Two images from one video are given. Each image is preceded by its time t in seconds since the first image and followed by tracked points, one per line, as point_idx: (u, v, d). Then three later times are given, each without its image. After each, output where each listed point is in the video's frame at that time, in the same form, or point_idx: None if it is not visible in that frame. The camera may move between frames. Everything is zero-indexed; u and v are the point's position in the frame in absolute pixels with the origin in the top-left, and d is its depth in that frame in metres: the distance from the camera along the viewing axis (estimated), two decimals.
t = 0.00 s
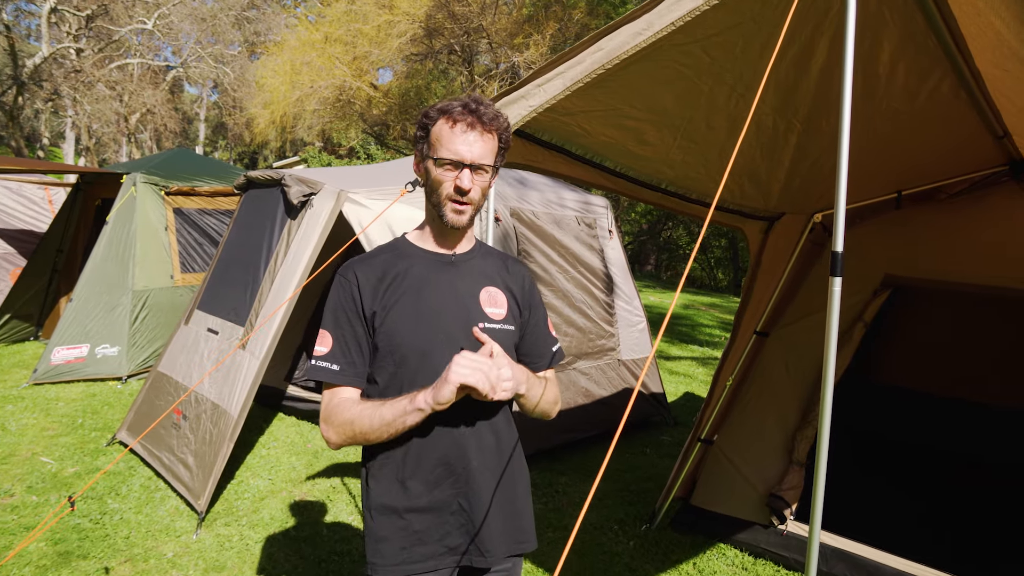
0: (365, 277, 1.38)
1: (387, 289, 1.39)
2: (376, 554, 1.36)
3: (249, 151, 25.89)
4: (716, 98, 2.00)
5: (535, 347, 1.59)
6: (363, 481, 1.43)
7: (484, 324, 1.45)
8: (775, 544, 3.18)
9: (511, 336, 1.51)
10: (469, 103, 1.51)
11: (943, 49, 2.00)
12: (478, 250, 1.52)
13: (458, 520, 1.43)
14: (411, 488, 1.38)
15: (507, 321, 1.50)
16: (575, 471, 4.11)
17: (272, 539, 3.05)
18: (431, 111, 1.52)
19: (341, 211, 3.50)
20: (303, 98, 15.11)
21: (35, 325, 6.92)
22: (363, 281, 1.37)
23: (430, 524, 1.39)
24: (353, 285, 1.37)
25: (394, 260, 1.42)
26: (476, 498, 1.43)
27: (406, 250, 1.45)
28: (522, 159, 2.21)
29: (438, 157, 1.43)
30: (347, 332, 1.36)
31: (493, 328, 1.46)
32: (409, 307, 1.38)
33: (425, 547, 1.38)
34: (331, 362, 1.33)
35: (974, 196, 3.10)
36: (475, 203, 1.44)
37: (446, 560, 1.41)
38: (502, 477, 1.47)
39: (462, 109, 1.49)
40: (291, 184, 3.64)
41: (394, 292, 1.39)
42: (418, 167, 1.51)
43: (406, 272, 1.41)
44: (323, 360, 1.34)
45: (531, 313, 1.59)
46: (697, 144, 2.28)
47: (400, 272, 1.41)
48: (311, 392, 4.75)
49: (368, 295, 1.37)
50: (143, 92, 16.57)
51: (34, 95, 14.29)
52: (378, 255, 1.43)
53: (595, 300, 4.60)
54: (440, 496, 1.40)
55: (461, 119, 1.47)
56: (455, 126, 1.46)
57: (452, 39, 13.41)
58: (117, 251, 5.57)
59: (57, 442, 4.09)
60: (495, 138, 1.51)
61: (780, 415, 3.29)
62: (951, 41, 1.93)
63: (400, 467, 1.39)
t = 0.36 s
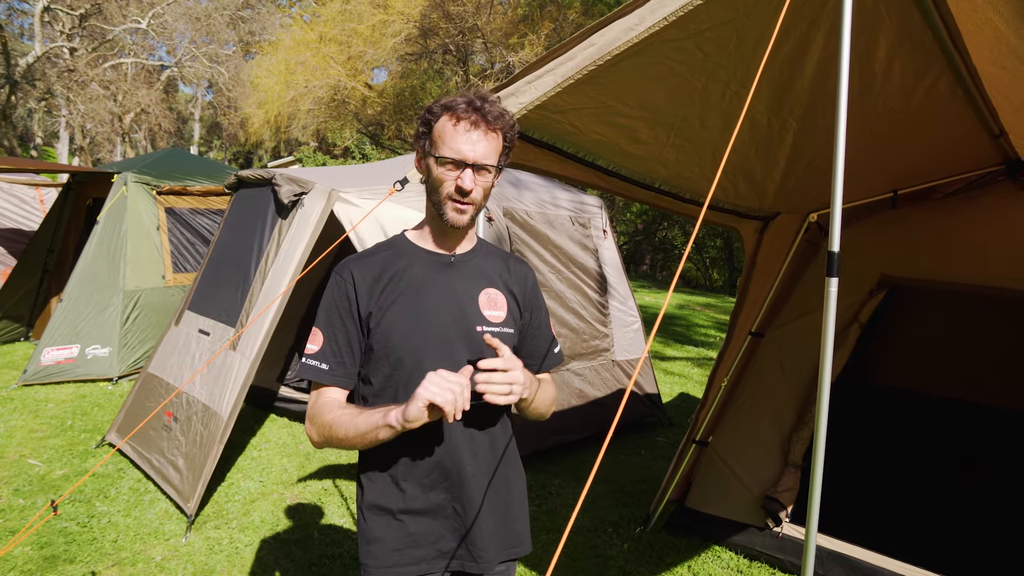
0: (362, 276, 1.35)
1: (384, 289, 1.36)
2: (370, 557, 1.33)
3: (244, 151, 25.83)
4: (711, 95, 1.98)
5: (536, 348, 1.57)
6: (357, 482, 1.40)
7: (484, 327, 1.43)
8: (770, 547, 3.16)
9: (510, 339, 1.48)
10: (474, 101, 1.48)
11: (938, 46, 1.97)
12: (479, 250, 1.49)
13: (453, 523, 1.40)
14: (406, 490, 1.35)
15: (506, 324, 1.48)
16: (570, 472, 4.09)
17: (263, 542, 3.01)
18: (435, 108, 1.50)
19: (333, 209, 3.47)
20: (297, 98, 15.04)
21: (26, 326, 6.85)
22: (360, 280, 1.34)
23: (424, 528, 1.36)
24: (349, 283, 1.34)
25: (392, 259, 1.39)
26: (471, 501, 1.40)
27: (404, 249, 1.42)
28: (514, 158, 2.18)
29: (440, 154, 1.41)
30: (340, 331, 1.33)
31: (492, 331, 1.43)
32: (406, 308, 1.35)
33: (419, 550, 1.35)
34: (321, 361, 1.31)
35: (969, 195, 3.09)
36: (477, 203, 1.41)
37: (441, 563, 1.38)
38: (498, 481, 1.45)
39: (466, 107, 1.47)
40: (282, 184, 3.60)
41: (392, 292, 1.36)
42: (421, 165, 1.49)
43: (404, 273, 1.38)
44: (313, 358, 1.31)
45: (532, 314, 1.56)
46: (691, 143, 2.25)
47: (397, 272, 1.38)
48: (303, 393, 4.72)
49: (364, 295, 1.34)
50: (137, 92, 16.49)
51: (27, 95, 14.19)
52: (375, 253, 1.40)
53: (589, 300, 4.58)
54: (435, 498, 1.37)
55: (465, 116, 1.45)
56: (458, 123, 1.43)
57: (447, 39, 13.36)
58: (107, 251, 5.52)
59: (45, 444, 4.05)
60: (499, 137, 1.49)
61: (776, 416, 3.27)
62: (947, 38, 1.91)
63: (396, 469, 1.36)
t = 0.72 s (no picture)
0: (359, 283, 1.32)
1: (383, 294, 1.33)
2: (388, 565, 1.31)
3: (239, 150, 25.78)
4: (714, 94, 1.96)
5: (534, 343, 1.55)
6: (368, 488, 1.36)
7: (484, 326, 1.41)
8: (769, 548, 3.15)
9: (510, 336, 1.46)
10: (457, 99, 1.44)
11: (940, 45, 1.96)
12: (470, 249, 1.48)
13: (469, 525, 1.38)
14: (422, 494, 1.33)
15: (504, 321, 1.46)
16: (568, 474, 4.06)
17: (260, 545, 2.98)
18: (416, 109, 1.47)
19: (330, 210, 3.44)
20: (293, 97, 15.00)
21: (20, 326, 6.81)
22: (357, 287, 1.32)
23: (442, 530, 1.34)
24: (347, 291, 1.31)
25: (389, 263, 1.36)
26: (486, 501, 1.38)
27: (400, 251, 1.39)
28: (515, 158, 2.16)
29: (428, 158, 1.38)
30: (341, 340, 1.29)
31: (493, 329, 1.41)
32: (407, 311, 1.33)
33: (438, 554, 1.34)
34: (324, 374, 1.27)
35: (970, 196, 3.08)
36: (470, 202, 1.40)
37: (460, 565, 1.37)
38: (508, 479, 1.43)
39: (449, 106, 1.43)
40: (279, 183, 3.57)
41: (392, 297, 1.33)
42: (407, 167, 1.45)
43: (402, 275, 1.35)
44: (316, 371, 1.27)
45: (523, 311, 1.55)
46: (694, 142, 2.23)
47: (395, 276, 1.35)
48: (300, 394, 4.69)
49: (364, 302, 1.31)
50: (132, 91, 16.44)
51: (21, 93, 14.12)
52: (370, 258, 1.37)
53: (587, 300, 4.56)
54: (451, 501, 1.35)
55: (449, 118, 1.41)
56: (442, 125, 1.40)
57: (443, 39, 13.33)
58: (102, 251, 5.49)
59: (39, 446, 4.01)
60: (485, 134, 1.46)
61: (775, 417, 3.25)
62: (950, 38, 1.90)
63: (410, 475, 1.33)
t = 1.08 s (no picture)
0: (349, 294, 1.29)
1: (375, 302, 1.31)
2: None
3: (234, 150, 25.73)
4: (726, 97, 1.95)
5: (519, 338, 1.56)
6: (364, 501, 1.33)
7: (477, 328, 1.40)
8: (773, 550, 3.12)
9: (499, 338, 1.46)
10: (455, 107, 1.46)
11: (951, 45, 1.94)
12: (453, 252, 1.48)
13: (469, 535, 1.36)
14: (420, 507, 1.31)
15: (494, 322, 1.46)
16: (570, 476, 4.05)
17: (261, 548, 2.96)
18: (408, 111, 1.45)
19: (331, 211, 3.42)
20: (289, 96, 14.95)
21: (16, 327, 6.77)
22: (348, 297, 1.29)
23: (441, 543, 1.33)
24: (339, 302, 1.28)
25: (378, 271, 1.34)
26: (484, 511, 1.37)
27: (387, 258, 1.37)
28: (524, 159, 2.15)
29: (430, 167, 1.38)
30: (335, 353, 1.26)
31: (485, 332, 1.41)
32: (400, 318, 1.31)
33: (437, 566, 1.32)
34: (319, 390, 1.24)
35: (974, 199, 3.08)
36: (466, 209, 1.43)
37: None
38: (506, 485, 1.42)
39: (445, 112, 1.44)
40: (281, 183, 3.55)
41: (384, 305, 1.31)
42: (398, 173, 1.43)
43: (393, 282, 1.34)
44: (311, 387, 1.24)
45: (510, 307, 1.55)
46: (704, 144, 2.23)
47: (385, 284, 1.33)
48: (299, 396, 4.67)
49: (357, 312, 1.29)
50: (127, 91, 16.37)
51: (15, 92, 14.03)
52: (358, 267, 1.34)
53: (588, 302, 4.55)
54: (449, 512, 1.33)
55: (451, 125, 1.42)
56: (441, 132, 1.40)
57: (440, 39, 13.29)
58: (99, 251, 5.46)
59: (38, 447, 3.98)
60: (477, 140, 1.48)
61: (779, 418, 3.26)
62: (962, 41, 1.89)
63: (407, 488, 1.31)
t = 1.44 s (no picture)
0: (323, 298, 1.25)
1: (351, 307, 1.28)
2: None
3: (228, 150, 25.65)
4: (734, 98, 1.95)
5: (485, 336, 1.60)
6: (331, 509, 1.30)
7: (448, 330, 1.43)
8: (775, 549, 3.12)
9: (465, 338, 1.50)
10: (445, 105, 1.45)
11: (958, 47, 1.94)
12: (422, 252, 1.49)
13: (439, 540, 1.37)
14: (394, 514, 1.30)
15: (461, 322, 1.49)
16: (571, 476, 4.05)
17: (264, 550, 2.95)
18: (392, 108, 1.43)
19: (334, 212, 3.41)
20: (283, 96, 14.91)
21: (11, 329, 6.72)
22: (323, 302, 1.25)
23: (413, 549, 1.33)
24: (314, 308, 1.24)
25: (352, 274, 1.31)
26: (455, 514, 1.38)
27: (360, 261, 1.34)
28: (536, 160, 2.15)
29: (422, 168, 1.39)
30: (309, 361, 1.22)
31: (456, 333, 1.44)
32: (375, 323, 1.30)
33: (410, 571, 1.33)
34: (295, 399, 1.20)
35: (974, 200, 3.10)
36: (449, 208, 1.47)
37: None
38: (474, 485, 1.45)
39: (433, 110, 1.43)
40: (282, 184, 3.53)
41: (360, 310, 1.29)
42: (383, 173, 1.41)
43: (368, 285, 1.32)
44: (285, 396, 1.20)
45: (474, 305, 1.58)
46: (711, 145, 2.22)
47: (359, 287, 1.31)
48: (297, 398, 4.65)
49: (333, 319, 1.25)
50: (119, 90, 16.28)
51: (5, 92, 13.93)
52: (331, 270, 1.30)
53: (588, 303, 4.55)
54: (421, 518, 1.33)
55: (441, 125, 1.42)
56: (431, 132, 1.41)
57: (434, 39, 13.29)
58: (96, 252, 5.43)
59: (35, 450, 3.96)
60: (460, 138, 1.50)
61: (780, 419, 3.27)
62: (969, 44, 1.90)
63: (380, 495, 1.30)
